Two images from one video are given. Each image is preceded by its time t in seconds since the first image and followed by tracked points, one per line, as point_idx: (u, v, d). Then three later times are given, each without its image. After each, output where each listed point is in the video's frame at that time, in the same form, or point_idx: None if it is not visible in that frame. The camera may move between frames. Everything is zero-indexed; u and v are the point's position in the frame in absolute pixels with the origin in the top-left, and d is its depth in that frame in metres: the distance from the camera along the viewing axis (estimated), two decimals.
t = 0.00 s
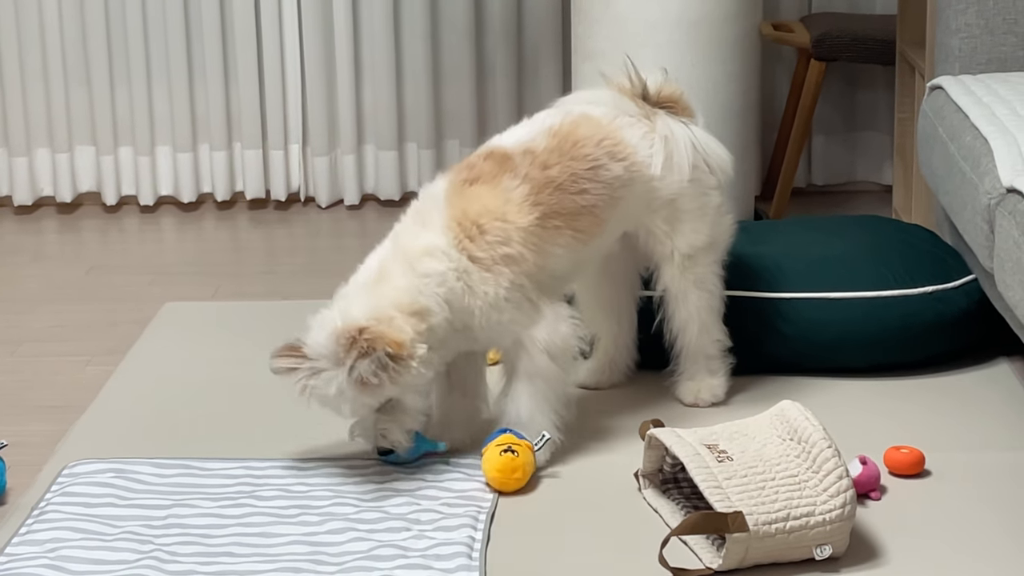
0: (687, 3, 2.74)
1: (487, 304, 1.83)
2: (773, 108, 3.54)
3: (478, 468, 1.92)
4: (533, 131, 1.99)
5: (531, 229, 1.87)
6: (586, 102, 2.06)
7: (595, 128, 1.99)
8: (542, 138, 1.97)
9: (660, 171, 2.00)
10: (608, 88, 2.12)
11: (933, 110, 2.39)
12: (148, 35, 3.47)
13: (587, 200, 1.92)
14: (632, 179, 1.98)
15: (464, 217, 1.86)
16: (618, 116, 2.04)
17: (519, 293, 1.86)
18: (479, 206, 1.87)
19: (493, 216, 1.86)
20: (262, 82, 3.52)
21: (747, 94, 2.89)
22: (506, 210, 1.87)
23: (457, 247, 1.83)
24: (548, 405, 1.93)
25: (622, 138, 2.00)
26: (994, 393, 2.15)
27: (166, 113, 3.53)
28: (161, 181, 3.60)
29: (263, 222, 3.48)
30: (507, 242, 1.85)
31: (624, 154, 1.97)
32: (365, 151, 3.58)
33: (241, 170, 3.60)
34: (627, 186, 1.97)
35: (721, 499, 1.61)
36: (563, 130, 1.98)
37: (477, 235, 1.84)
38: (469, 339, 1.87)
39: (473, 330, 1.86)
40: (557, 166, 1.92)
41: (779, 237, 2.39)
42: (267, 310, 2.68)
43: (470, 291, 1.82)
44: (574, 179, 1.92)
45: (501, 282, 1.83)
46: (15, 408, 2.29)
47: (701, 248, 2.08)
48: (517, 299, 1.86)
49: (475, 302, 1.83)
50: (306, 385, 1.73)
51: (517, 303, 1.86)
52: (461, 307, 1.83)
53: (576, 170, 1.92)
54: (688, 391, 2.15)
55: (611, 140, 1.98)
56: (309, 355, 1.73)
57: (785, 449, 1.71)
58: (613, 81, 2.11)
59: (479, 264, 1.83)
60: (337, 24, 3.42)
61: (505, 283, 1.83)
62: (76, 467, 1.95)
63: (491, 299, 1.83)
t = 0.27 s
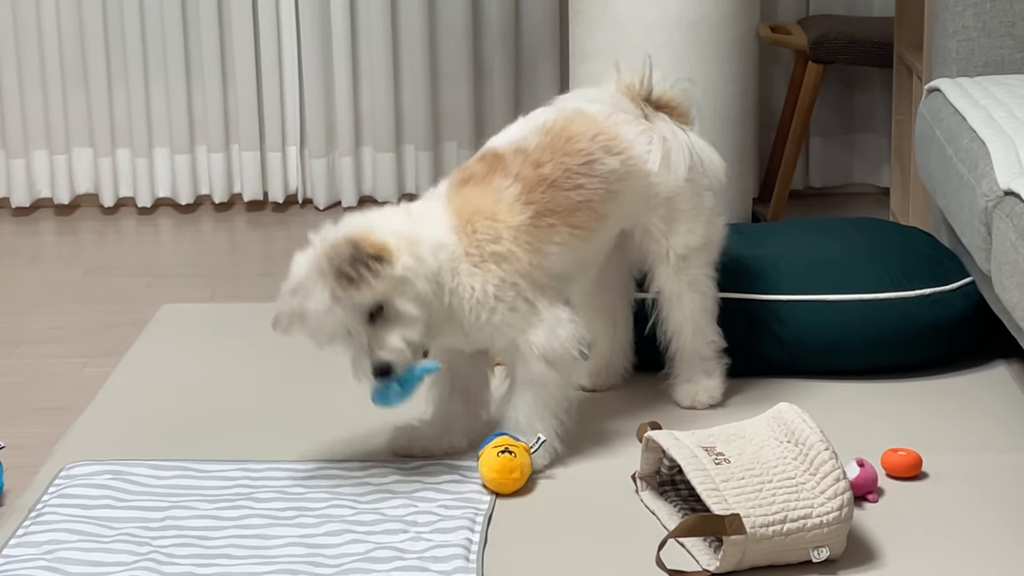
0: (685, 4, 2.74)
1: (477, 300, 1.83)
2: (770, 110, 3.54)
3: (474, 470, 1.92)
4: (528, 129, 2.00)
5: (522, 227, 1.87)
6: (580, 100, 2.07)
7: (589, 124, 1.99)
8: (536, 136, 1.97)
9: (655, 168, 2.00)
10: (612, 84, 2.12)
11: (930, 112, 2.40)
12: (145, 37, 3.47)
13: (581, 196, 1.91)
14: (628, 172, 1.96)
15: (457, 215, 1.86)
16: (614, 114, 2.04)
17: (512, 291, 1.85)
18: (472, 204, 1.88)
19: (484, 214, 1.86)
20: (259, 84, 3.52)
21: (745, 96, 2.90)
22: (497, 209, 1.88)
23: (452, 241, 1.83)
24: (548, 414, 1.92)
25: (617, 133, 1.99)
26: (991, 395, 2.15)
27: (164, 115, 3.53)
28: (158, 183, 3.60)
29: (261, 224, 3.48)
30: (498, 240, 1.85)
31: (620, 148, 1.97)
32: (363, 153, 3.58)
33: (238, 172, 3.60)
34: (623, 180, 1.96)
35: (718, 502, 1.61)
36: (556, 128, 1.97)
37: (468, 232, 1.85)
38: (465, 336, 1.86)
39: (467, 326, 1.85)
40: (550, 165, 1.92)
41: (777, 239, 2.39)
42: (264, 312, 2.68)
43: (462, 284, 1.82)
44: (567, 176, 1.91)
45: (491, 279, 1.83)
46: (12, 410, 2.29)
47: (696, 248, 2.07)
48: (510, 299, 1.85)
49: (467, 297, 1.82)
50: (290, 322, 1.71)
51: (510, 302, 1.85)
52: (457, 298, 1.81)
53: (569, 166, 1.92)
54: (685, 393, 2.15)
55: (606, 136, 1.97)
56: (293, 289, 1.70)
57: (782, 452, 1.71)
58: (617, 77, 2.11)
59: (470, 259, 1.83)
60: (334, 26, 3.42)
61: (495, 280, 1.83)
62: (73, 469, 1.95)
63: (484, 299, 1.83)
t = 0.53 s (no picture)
0: (684, 7, 2.74)
1: (470, 300, 1.82)
2: (769, 113, 3.54)
3: (473, 473, 1.92)
4: (526, 138, 1.99)
5: (517, 231, 1.87)
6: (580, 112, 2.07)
7: (588, 138, 1.99)
8: (533, 146, 1.97)
9: (656, 185, 2.01)
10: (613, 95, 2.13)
11: (929, 115, 2.40)
12: (144, 39, 3.47)
13: (575, 211, 1.92)
14: (625, 189, 1.97)
15: (454, 213, 1.86)
16: (614, 125, 2.04)
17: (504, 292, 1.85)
18: (470, 202, 1.87)
19: (482, 214, 1.86)
20: (258, 86, 3.52)
21: (744, 99, 2.90)
22: (495, 210, 1.87)
23: (449, 243, 1.83)
24: (536, 419, 1.92)
25: (615, 150, 1.99)
26: (990, 398, 2.15)
27: (163, 117, 3.53)
28: (157, 186, 3.60)
29: (260, 226, 3.47)
30: (493, 242, 1.85)
31: (616, 167, 1.96)
32: (361, 155, 3.58)
33: (237, 174, 3.60)
34: (620, 197, 1.97)
35: (717, 505, 1.61)
36: (555, 140, 1.97)
37: (466, 230, 1.85)
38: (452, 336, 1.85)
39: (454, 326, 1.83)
40: (547, 175, 1.92)
41: (776, 241, 2.40)
42: (264, 315, 2.68)
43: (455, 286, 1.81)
44: (564, 191, 1.91)
45: (485, 279, 1.83)
46: (11, 412, 2.29)
47: (693, 257, 2.07)
48: (501, 299, 1.84)
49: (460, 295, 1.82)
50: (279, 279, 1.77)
51: (501, 303, 1.85)
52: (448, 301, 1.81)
53: (565, 181, 1.92)
54: (685, 398, 2.15)
55: (604, 151, 1.98)
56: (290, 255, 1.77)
57: (781, 455, 1.71)
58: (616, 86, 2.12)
59: (467, 259, 1.83)
60: (333, 29, 3.42)
61: (488, 279, 1.83)
62: (72, 471, 1.94)
63: (477, 296, 1.82)
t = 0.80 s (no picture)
0: (684, 11, 2.74)
1: (463, 296, 1.81)
2: (769, 116, 3.54)
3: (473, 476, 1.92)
4: (529, 147, 2.00)
5: (517, 234, 1.87)
6: (573, 120, 2.06)
7: (588, 148, 1.99)
8: (537, 154, 1.97)
9: (653, 191, 2.01)
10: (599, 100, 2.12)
11: (929, 119, 2.40)
12: (145, 43, 3.47)
13: (576, 219, 1.92)
14: (622, 198, 1.98)
15: (459, 208, 1.86)
16: (612, 134, 2.04)
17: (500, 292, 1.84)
18: (478, 202, 1.87)
19: (485, 214, 1.86)
20: (259, 89, 3.52)
21: (744, 103, 2.90)
22: (498, 211, 1.87)
23: (455, 232, 1.84)
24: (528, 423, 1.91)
25: (613, 157, 2.00)
26: (990, 402, 2.15)
27: (163, 121, 3.53)
28: (157, 190, 3.60)
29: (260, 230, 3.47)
30: (494, 241, 1.85)
31: (616, 175, 1.97)
32: (362, 159, 3.58)
33: (238, 177, 3.60)
34: (617, 207, 1.97)
35: (717, 508, 1.61)
36: (556, 149, 1.98)
37: (468, 227, 1.84)
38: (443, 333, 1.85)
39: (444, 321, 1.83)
40: (550, 183, 1.92)
41: (776, 245, 2.40)
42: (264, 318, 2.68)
43: (448, 279, 1.81)
44: (565, 198, 1.92)
45: (482, 277, 1.82)
46: (11, 415, 2.29)
47: (692, 260, 2.07)
48: (496, 300, 1.84)
49: (452, 290, 1.81)
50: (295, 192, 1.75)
51: (495, 304, 1.84)
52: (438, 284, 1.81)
53: (568, 189, 1.92)
54: (684, 401, 2.15)
55: (603, 161, 1.98)
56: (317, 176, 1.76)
57: (780, 459, 1.71)
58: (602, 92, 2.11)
59: (467, 254, 1.83)
60: (333, 32, 3.42)
61: (485, 278, 1.82)
62: (72, 474, 1.94)
63: (472, 293, 1.82)
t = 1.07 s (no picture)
0: (684, 14, 2.74)
1: (471, 302, 1.81)
2: (769, 120, 3.54)
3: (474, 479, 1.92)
4: (535, 152, 2.00)
5: (519, 240, 1.87)
6: (582, 127, 2.06)
7: (594, 155, 1.99)
8: (543, 159, 1.97)
9: (659, 198, 2.00)
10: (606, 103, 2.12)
11: (930, 123, 2.40)
12: (145, 46, 3.47)
13: (580, 226, 1.92)
14: (629, 206, 1.97)
15: (463, 213, 1.86)
16: (618, 140, 2.04)
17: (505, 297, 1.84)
18: (480, 206, 1.87)
19: (488, 218, 1.86)
20: (259, 92, 3.52)
21: (744, 106, 2.90)
22: (502, 216, 1.87)
23: (457, 236, 1.83)
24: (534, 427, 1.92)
25: (621, 164, 1.99)
26: (991, 406, 2.15)
27: (163, 124, 3.53)
28: (158, 193, 3.60)
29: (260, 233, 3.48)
30: (498, 245, 1.85)
31: (624, 183, 1.97)
32: (362, 162, 3.58)
33: (238, 181, 3.60)
34: (622, 214, 1.97)
35: (717, 512, 1.61)
36: (563, 155, 1.98)
37: (472, 230, 1.84)
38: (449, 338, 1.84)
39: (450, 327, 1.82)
40: (554, 189, 1.93)
41: (777, 249, 2.40)
42: (264, 321, 2.68)
43: (456, 284, 1.80)
44: (570, 205, 1.92)
45: (486, 281, 1.82)
46: (12, 419, 2.29)
47: (699, 264, 2.08)
48: (501, 304, 1.83)
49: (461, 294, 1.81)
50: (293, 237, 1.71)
51: (499, 308, 1.83)
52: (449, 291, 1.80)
53: (573, 196, 1.93)
54: (685, 405, 2.15)
55: (610, 167, 1.97)
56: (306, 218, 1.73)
57: (781, 462, 1.71)
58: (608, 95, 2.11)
59: (471, 258, 1.82)
60: (333, 36, 3.42)
61: (490, 282, 1.82)
62: (73, 478, 1.94)
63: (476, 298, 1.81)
